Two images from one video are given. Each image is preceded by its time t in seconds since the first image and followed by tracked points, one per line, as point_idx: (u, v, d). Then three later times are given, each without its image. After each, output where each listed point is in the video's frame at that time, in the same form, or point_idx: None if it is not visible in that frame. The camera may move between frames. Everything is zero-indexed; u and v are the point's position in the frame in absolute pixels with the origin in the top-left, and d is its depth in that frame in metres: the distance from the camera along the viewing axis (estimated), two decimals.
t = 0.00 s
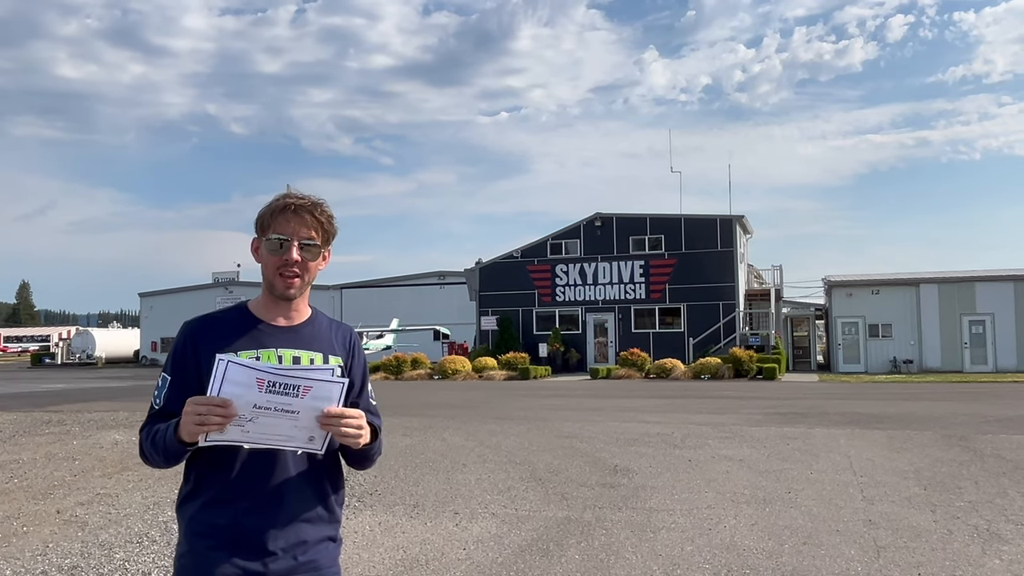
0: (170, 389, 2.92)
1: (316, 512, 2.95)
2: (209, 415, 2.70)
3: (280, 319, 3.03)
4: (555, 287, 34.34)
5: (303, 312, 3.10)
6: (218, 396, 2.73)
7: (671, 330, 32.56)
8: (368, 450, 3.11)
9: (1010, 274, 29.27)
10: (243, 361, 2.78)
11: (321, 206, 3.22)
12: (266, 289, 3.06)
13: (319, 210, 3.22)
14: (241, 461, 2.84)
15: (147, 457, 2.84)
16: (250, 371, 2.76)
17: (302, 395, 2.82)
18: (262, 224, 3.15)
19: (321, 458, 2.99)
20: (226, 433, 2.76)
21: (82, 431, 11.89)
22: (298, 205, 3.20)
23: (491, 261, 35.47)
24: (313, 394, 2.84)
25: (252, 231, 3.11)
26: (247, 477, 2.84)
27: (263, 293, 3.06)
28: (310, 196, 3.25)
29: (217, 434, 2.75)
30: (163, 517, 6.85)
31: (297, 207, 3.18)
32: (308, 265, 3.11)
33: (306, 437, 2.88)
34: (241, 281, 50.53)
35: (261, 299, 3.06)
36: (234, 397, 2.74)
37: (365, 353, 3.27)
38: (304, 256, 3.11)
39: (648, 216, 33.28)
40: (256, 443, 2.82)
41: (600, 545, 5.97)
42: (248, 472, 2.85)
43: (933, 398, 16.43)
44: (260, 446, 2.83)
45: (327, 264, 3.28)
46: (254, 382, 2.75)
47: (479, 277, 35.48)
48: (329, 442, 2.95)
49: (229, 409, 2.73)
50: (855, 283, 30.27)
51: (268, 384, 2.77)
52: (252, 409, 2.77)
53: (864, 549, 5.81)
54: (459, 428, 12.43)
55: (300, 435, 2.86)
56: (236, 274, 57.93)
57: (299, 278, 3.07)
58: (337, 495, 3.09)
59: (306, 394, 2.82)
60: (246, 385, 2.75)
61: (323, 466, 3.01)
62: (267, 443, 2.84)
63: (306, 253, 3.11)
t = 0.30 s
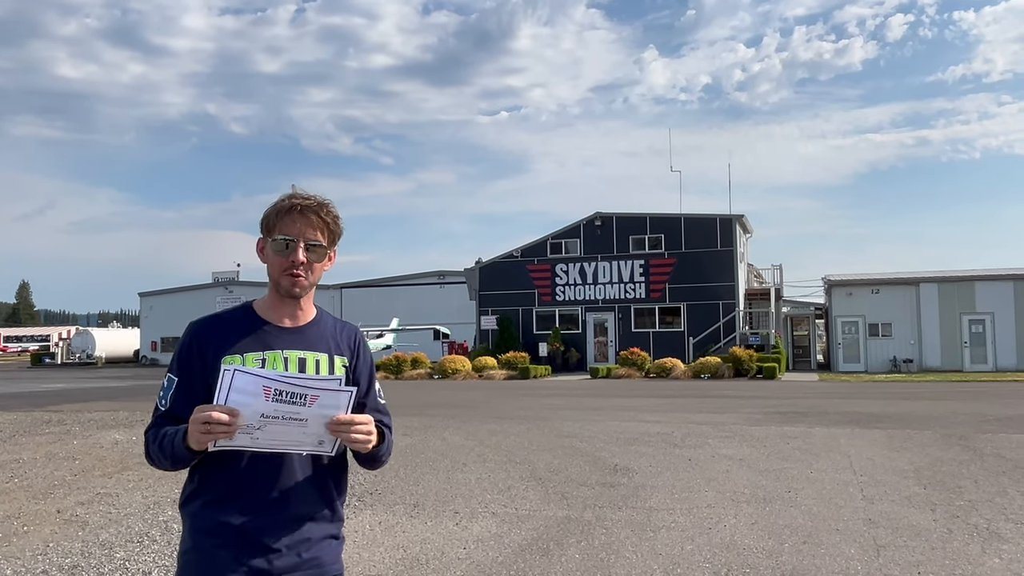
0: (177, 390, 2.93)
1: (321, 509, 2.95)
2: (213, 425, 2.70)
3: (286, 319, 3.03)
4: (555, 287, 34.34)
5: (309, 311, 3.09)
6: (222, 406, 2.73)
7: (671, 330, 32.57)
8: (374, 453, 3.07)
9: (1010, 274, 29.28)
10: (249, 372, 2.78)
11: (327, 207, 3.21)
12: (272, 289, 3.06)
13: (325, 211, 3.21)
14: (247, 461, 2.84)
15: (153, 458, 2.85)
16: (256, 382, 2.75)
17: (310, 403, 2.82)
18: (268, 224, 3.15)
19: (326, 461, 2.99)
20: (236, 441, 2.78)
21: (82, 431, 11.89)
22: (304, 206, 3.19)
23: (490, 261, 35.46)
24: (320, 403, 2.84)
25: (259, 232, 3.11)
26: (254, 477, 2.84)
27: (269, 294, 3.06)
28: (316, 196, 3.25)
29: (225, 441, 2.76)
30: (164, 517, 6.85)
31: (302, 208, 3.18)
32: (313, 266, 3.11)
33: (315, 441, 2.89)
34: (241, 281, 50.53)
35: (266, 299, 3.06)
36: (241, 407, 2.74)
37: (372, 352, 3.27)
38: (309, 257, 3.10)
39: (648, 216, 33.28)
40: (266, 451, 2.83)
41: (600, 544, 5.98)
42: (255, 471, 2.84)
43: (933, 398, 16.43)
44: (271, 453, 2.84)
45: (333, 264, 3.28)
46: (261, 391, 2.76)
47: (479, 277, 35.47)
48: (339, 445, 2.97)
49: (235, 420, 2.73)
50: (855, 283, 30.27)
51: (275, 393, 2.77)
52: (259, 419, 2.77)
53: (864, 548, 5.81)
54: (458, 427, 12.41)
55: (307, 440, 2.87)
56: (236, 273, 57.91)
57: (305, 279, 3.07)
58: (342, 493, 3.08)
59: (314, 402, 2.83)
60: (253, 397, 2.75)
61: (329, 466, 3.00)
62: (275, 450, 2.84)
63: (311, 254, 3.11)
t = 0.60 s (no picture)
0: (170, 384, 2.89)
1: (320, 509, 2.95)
2: (175, 446, 2.62)
3: (286, 321, 3.04)
4: (555, 286, 34.33)
5: (309, 314, 3.10)
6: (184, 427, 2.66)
7: (671, 329, 32.58)
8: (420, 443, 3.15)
9: (1009, 273, 29.30)
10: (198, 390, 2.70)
11: (330, 216, 3.19)
12: (273, 294, 3.05)
13: (328, 219, 3.19)
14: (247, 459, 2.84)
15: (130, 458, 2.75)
16: (207, 399, 2.68)
17: (368, 403, 2.94)
18: (270, 229, 3.13)
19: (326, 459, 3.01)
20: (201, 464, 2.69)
21: (82, 430, 11.89)
22: (307, 213, 3.17)
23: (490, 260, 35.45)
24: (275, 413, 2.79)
25: (261, 236, 3.10)
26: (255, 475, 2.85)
27: (270, 297, 3.06)
28: (320, 202, 3.22)
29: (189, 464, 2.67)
30: (164, 516, 6.85)
31: (305, 216, 3.16)
32: (315, 273, 3.10)
33: (368, 442, 2.99)
34: (240, 280, 50.52)
35: (267, 301, 3.06)
36: (196, 427, 2.66)
37: (373, 348, 3.29)
38: (311, 265, 3.09)
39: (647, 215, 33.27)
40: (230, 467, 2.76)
41: (600, 543, 5.98)
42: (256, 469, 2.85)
43: (932, 396, 16.43)
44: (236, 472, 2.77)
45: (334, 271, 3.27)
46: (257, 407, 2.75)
47: (479, 276, 35.46)
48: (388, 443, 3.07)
49: (199, 442, 2.65)
50: (854, 282, 30.28)
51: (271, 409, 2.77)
52: (316, 427, 2.86)
53: (863, 547, 5.81)
54: (458, 426, 12.41)
55: (359, 440, 2.96)
56: (236, 272, 57.92)
57: (306, 286, 3.07)
58: (342, 493, 3.08)
59: (372, 401, 2.94)
60: (204, 416, 2.67)
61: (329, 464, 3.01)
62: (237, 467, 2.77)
63: (313, 262, 3.09)
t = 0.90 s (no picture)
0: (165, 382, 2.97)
1: (322, 507, 2.94)
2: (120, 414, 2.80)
3: (286, 319, 3.04)
4: (555, 284, 34.33)
5: (308, 312, 3.10)
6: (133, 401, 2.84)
7: (671, 327, 32.58)
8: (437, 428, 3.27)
9: (1010, 271, 29.29)
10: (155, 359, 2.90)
11: (328, 212, 3.18)
12: (272, 292, 3.05)
13: (325, 216, 3.18)
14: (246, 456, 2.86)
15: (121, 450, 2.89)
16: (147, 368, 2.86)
17: (394, 375, 3.17)
18: (268, 226, 3.12)
19: (327, 455, 3.02)
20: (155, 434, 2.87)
21: (82, 429, 11.89)
22: (305, 209, 3.15)
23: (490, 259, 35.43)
24: (204, 387, 2.85)
25: (259, 234, 3.08)
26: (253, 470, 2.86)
27: (269, 294, 3.05)
28: (317, 198, 3.21)
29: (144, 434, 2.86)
30: (163, 515, 6.85)
31: (303, 212, 3.14)
32: (314, 269, 3.10)
33: (398, 418, 3.19)
34: (240, 279, 50.47)
35: (266, 299, 3.06)
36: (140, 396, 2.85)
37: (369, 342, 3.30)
38: (309, 262, 3.08)
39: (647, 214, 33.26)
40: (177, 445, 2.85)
41: (599, 541, 5.98)
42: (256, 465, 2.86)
43: (933, 395, 16.42)
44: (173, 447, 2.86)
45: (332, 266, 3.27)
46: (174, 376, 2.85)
47: (479, 275, 35.45)
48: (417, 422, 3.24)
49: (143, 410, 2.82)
50: (854, 280, 30.27)
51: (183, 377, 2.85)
52: (348, 401, 3.09)
53: (863, 545, 5.81)
54: (458, 425, 12.41)
55: (392, 418, 3.18)
56: (236, 271, 57.89)
57: (306, 282, 3.06)
58: (344, 492, 3.07)
59: (397, 372, 3.17)
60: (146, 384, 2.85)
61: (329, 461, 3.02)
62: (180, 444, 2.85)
63: (311, 259, 3.09)
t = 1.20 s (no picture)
0: (174, 381, 2.88)
1: (321, 505, 2.95)
2: (232, 388, 2.70)
3: (282, 313, 3.03)
4: (555, 283, 34.31)
5: (304, 306, 3.09)
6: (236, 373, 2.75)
7: (671, 326, 32.57)
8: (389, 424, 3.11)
9: (1009, 270, 29.29)
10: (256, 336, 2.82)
11: (323, 203, 3.20)
12: (268, 284, 3.05)
13: (321, 207, 3.20)
14: (248, 454, 2.85)
15: (146, 447, 2.80)
16: (260, 344, 2.79)
17: (316, 362, 2.84)
18: (264, 220, 3.13)
19: (324, 446, 2.99)
20: (250, 409, 2.77)
21: (82, 428, 11.90)
22: (300, 202, 3.18)
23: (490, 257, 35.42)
24: (325, 359, 2.85)
25: (255, 226, 3.10)
26: (257, 469, 2.85)
27: (265, 288, 3.05)
28: (312, 192, 3.23)
29: (242, 409, 2.75)
30: (163, 513, 6.85)
31: (299, 204, 3.17)
32: (310, 260, 3.10)
33: (331, 409, 2.89)
34: (241, 277, 50.47)
35: (263, 294, 3.06)
36: (250, 371, 2.76)
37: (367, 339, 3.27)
38: (305, 253, 3.09)
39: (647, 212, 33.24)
40: (263, 427, 2.82)
41: (599, 540, 5.98)
42: (261, 464, 2.86)
43: (932, 393, 16.43)
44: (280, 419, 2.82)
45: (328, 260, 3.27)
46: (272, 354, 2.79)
47: (479, 273, 35.44)
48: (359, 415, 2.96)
49: (253, 386, 2.74)
50: (854, 278, 30.26)
51: (280, 354, 2.80)
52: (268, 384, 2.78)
53: (863, 544, 5.82)
54: (458, 423, 12.42)
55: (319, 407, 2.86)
56: (236, 269, 57.85)
57: (303, 273, 3.07)
58: (342, 489, 3.07)
59: (320, 360, 2.84)
60: (258, 359, 2.78)
61: (328, 455, 3.00)
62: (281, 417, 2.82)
63: (308, 250, 3.10)
